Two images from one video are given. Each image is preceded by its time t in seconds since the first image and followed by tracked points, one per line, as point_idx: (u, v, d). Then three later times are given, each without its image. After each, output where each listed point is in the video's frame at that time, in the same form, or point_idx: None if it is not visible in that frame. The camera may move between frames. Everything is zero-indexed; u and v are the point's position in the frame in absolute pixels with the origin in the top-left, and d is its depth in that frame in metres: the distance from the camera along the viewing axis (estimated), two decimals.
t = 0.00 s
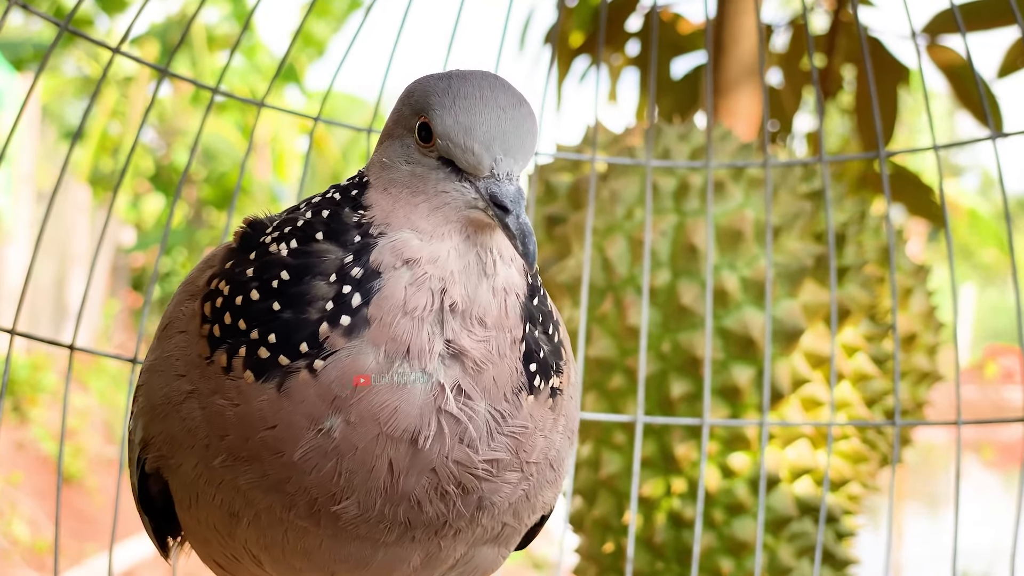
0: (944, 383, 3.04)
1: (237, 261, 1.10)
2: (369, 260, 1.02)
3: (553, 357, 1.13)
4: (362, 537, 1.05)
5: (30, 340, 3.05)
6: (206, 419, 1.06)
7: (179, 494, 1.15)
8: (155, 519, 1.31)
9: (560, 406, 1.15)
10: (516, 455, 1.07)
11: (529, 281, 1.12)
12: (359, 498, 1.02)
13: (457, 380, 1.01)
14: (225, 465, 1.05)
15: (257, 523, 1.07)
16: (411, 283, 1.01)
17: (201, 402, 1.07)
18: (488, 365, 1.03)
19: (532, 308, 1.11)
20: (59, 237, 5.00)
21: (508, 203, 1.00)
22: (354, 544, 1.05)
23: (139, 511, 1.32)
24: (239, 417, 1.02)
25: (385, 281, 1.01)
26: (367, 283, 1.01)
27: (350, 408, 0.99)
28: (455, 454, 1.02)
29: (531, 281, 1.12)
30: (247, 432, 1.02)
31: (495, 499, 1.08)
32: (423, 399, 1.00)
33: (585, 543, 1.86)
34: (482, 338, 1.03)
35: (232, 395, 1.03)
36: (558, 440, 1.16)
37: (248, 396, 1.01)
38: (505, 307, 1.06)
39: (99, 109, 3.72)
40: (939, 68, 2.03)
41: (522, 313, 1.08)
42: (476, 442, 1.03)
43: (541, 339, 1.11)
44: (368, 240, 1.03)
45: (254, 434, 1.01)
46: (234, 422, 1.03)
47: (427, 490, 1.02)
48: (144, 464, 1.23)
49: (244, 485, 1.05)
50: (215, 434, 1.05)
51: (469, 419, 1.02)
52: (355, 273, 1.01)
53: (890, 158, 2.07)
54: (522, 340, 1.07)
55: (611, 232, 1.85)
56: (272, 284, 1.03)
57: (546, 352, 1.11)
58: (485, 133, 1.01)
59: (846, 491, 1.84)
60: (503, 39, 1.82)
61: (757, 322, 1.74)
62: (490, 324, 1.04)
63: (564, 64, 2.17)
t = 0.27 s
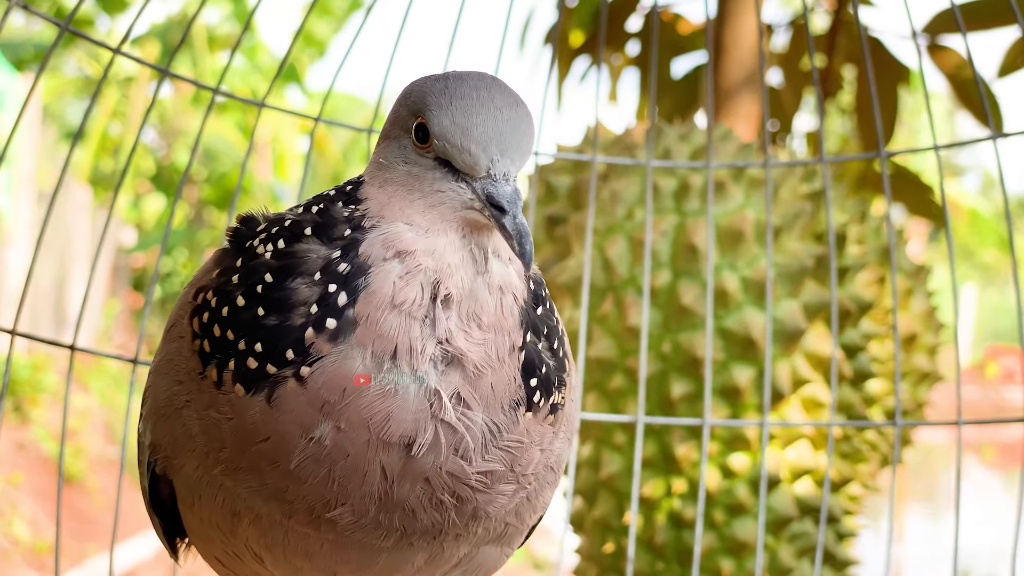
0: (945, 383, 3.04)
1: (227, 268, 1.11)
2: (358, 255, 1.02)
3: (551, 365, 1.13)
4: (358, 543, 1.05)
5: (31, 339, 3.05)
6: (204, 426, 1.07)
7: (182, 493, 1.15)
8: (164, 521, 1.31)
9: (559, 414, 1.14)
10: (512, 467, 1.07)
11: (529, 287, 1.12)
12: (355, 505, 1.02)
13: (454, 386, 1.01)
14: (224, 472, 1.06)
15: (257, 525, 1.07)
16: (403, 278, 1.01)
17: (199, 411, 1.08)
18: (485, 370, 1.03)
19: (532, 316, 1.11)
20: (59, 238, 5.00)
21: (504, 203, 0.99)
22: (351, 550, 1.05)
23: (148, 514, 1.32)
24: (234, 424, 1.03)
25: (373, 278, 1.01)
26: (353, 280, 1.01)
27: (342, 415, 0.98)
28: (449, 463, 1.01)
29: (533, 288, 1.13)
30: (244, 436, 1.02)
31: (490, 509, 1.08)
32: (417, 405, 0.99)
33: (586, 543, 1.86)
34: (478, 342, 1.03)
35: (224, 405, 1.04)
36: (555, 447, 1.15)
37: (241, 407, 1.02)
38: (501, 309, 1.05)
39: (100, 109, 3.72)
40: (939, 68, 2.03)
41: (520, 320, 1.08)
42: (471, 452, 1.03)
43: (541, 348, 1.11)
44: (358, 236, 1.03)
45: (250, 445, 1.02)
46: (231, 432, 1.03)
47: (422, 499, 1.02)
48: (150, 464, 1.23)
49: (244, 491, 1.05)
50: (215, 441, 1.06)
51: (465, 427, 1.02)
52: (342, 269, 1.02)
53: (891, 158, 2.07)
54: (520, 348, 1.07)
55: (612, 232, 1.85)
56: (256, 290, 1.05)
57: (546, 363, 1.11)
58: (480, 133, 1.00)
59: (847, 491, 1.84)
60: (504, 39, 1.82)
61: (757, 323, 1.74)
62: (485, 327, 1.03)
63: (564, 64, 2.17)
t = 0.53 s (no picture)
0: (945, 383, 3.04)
1: (227, 268, 1.12)
2: (336, 242, 1.03)
3: (545, 343, 1.11)
4: (368, 533, 1.04)
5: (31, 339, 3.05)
6: (209, 424, 1.07)
7: (193, 493, 1.16)
8: (173, 519, 1.30)
9: (560, 391, 1.13)
10: (513, 445, 1.06)
11: (511, 258, 1.10)
12: (361, 493, 1.01)
13: (437, 357, 1.00)
14: (232, 469, 1.06)
15: (267, 520, 1.07)
16: (378, 257, 1.01)
17: (202, 408, 1.08)
18: (469, 340, 1.02)
19: (519, 289, 1.09)
20: (60, 238, 5.00)
21: (438, 160, 0.99)
22: (361, 540, 1.05)
23: (155, 500, 1.30)
24: (234, 419, 1.03)
25: (352, 261, 1.01)
26: (333, 266, 1.02)
27: (332, 397, 0.98)
28: (446, 441, 1.00)
29: (517, 260, 1.11)
30: (247, 429, 1.02)
31: (497, 492, 1.07)
32: (404, 381, 0.98)
33: (586, 543, 1.86)
34: (456, 313, 1.02)
35: (224, 400, 1.04)
36: (559, 426, 1.14)
37: (239, 400, 1.02)
38: (479, 280, 1.04)
39: (101, 109, 3.73)
40: (939, 68, 2.03)
41: (504, 292, 1.07)
42: (468, 430, 1.01)
43: (532, 323, 1.09)
44: (334, 224, 1.04)
45: (251, 438, 1.02)
46: (233, 427, 1.04)
47: (425, 482, 1.01)
48: (162, 463, 1.23)
49: (252, 487, 1.05)
50: (219, 438, 1.06)
51: (455, 400, 1.00)
52: (321, 256, 1.02)
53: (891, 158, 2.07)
54: (505, 319, 1.06)
55: (612, 232, 1.85)
56: (246, 289, 1.05)
57: (538, 337, 1.09)
58: (421, 97, 1.01)
59: (847, 491, 1.84)
60: (505, 39, 1.82)
61: (758, 323, 1.74)
62: (465, 299, 1.03)
63: (565, 65, 2.17)
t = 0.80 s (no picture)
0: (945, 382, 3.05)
1: (225, 262, 1.12)
2: (330, 237, 1.02)
3: (538, 340, 1.11)
4: (359, 527, 1.04)
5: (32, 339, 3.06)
6: (202, 416, 1.07)
7: (188, 490, 1.16)
8: (171, 520, 1.30)
9: (552, 387, 1.13)
10: (503, 440, 1.06)
11: (505, 256, 1.09)
12: (351, 487, 1.01)
13: (429, 355, 1.00)
14: (224, 462, 1.06)
15: (259, 514, 1.07)
16: (371, 253, 1.01)
17: (196, 401, 1.08)
18: (460, 339, 1.01)
19: (511, 287, 1.09)
20: (61, 237, 5.00)
21: (435, 152, 0.98)
22: (353, 534, 1.05)
23: (154, 508, 1.31)
24: (227, 412, 1.03)
25: (345, 257, 1.01)
26: (327, 261, 1.01)
27: (324, 392, 0.98)
28: (436, 436, 1.00)
29: (511, 258, 1.10)
30: (239, 423, 1.02)
31: (487, 486, 1.07)
32: (395, 377, 0.98)
33: (586, 542, 1.85)
34: (449, 310, 1.02)
35: (218, 392, 1.04)
36: (551, 423, 1.14)
37: (232, 392, 1.02)
38: (472, 278, 1.04)
39: (101, 109, 3.73)
40: (940, 67, 2.02)
41: (497, 290, 1.06)
42: (458, 425, 1.01)
43: (524, 322, 1.09)
44: (328, 219, 1.04)
45: (244, 431, 1.02)
46: (226, 420, 1.04)
47: (416, 477, 1.01)
48: (157, 463, 1.23)
49: (244, 480, 1.05)
50: (212, 431, 1.06)
51: (446, 397, 1.00)
52: (316, 253, 1.02)
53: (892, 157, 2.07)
54: (497, 317, 1.05)
55: (611, 231, 1.85)
56: (242, 282, 1.05)
57: (530, 335, 1.09)
58: (417, 88, 1.00)
59: (847, 490, 1.83)
60: (504, 37, 1.82)
61: (758, 322, 1.74)
62: (458, 296, 1.03)
63: (565, 64, 2.17)
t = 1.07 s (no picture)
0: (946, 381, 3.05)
1: (223, 258, 1.12)
2: (325, 234, 1.02)
3: (534, 340, 1.10)
4: (354, 524, 1.04)
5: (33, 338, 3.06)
6: (198, 413, 1.07)
7: (186, 487, 1.16)
8: (173, 522, 1.31)
9: (548, 386, 1.12)
10: (497, 440, 1.06)
11: (503, 256, 1.09)
12: (344, 485, 1.01)
13: (423, 354, 1.00)
14: (219, 458, 1.06)
15: (255, 511, 1.07)
16: (366, 250, 1.01)
17: (193, 397, 1.08)
18: (455, 338, 1.01)
19: (509, 288, 1.08)
20: (61, 237, 5.00)
21: (433, 148, 0.98)
22: (348, 531, 1.05)
23: (155, 508, 1.31)
24: (222, 408, 1.03)
25: (340, 256, 1.01)
26: (321, 259, 1.01)
27: (317, 391, 0.98)
28: (429, 436, 1.00)
29: (510, 259, 1.10)
30: (233, 419, 1.03)
31: (481, 485, 1.07)
32: (388, 377, 0.98)
33: (587, 541, 1.85)
34: (444, 310, 1.01)
35: (213, 389, 1.04)
36: (547, 422, 1.13)
37: (226, 388, 1.02)
38: (467, 276, 1.03)
39: (101, 109, 3.73)
40: (940, 65, 2.02)
41: (493, 289, 1.06)
42: (451, 425, 1.01)
43: (520, 322, 1.08)
44: (324, 216, 1.03)
45: (238, 427, 1.02)
46: (220, 416, 1.04)
47: (409, 476, 1.01)
48: (156, 461, 1.23)
49: (239, 476, 1.05)
50: (208, 428, 1.06)
51: (439, 397, 1.00)
52: (309, 248, 1.02)
53: (893, 156, 2.07)
54: (492, 318, 1.05)
55: (612, 229, 1.85)
56: (237, 279, 1.05)
57: (526, 335, 1.08)
58: (417, 83, 1.01)
59: (849, 489, 1.83)
60: (504, 35, 1.82)
61: (759, 320, 1.73)
62: (452, 295, 1.02)
63: (566, 63, 2.17)
